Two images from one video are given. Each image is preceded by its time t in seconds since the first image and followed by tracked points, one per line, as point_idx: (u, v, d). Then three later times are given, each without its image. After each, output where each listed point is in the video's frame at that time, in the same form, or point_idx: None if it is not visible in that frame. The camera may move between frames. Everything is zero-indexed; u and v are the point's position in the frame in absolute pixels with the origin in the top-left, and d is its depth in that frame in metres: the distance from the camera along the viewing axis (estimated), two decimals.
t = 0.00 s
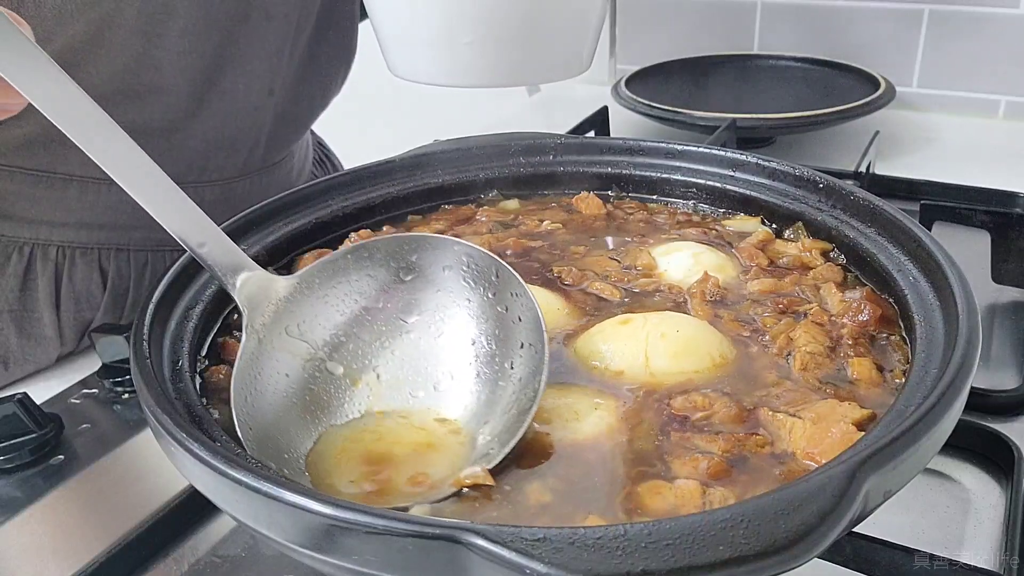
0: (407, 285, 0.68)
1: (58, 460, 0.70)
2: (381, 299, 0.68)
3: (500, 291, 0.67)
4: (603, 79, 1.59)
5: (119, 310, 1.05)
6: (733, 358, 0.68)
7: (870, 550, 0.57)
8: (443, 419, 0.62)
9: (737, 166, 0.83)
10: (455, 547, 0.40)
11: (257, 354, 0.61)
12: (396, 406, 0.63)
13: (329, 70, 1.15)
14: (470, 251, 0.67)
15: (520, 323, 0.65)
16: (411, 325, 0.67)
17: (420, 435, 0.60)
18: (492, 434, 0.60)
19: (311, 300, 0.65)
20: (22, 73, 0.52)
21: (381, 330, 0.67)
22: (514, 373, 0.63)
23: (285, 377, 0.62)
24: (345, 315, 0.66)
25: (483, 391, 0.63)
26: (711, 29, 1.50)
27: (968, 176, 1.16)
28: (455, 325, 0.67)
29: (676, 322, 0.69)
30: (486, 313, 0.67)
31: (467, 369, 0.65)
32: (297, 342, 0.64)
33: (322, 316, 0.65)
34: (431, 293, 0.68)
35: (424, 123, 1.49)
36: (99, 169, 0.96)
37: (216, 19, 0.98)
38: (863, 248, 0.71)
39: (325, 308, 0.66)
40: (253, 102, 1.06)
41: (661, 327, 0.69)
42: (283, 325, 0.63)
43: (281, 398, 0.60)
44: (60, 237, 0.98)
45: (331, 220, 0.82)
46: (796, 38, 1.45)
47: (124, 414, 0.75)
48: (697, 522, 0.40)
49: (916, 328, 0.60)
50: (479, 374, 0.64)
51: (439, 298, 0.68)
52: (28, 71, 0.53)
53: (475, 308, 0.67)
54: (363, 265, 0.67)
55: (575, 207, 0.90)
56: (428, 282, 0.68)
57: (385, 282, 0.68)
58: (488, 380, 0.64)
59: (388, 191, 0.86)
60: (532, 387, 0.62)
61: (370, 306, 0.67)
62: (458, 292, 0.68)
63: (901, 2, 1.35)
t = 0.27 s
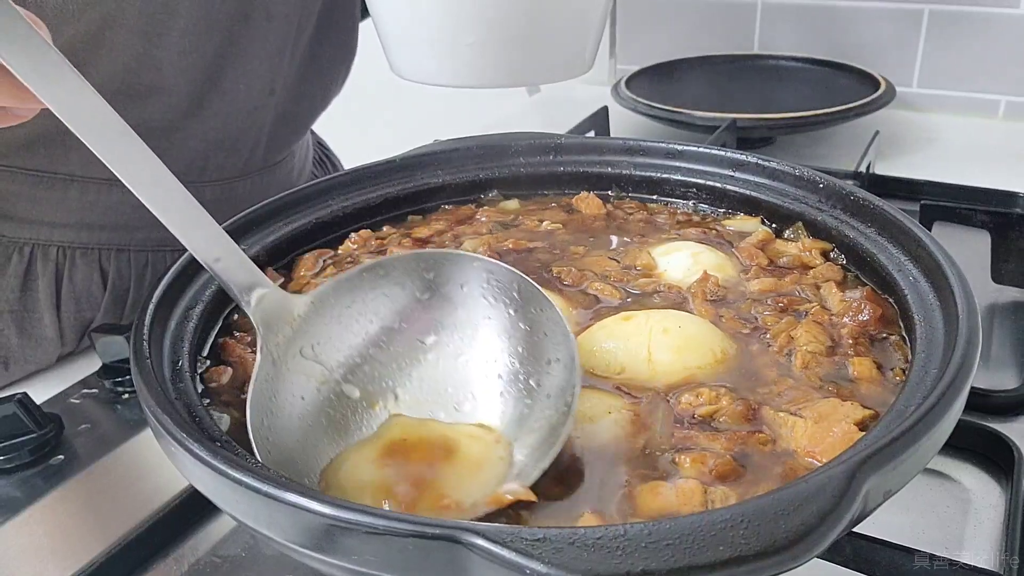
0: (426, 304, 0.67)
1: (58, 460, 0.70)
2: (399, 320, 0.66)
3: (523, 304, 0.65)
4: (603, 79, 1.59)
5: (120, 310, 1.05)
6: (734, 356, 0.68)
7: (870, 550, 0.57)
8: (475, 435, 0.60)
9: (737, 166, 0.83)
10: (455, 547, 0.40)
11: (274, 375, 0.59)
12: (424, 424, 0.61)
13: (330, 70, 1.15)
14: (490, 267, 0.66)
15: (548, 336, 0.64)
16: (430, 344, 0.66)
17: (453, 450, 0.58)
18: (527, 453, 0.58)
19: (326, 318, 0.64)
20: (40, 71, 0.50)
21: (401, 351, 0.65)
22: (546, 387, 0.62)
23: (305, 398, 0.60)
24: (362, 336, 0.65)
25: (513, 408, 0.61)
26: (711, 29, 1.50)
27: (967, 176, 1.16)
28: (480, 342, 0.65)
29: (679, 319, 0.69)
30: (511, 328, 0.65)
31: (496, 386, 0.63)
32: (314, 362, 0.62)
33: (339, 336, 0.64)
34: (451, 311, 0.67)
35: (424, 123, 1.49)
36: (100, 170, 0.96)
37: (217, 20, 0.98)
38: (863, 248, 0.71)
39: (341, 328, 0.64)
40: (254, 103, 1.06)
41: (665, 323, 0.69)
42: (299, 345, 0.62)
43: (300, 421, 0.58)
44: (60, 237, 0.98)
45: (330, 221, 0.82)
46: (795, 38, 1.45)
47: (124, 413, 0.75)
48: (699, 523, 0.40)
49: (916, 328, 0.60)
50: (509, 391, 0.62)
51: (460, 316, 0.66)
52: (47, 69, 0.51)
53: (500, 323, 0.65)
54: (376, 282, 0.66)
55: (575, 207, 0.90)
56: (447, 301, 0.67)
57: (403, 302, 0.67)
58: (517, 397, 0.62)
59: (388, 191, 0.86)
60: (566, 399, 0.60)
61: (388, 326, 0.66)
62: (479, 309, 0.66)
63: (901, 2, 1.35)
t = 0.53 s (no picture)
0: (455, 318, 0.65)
1: (58, 460, 0.70)
2: (427, 334, 0.64)
3: (556, 317, 0.64)
4: (603, 79, 1.59)
5: (120, 310, 1.05)
6: (735, 355, 0.68)
7: (870, 551, 0.57)
8: (510, 450, 0.58)
9: (737, 166, 0.83)
10: (455, 547, 0.40)
11: (297, 391, 0.58)
12: (455, 439, 0.59)
13: (330, 71, 1.15)
14: (520, 281, 0.65)
15: (584, 350, 0.62)
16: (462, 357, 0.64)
17: (489, 467, 0.56)
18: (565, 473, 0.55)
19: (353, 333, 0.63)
20: (67, 69, 0.48)
21: (429, 365, 0.63)
22: (584, 403, 0.59)
23: (331, 414, 0.58)
24: (389, 351, 0.63)
25: (550, 423, 0.59)
26: (711, 29, 1.50)
27: (968, 176, 1.16)
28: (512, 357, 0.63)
29: (681, 317, 0.69)
30: (544, 341, 0.63)
31: (532, 401, 0.60)
32: (339, 378, 0.61)
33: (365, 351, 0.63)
34: (481, 324, 0.65)
35: (424, 123, 1.49)
36: (101, 170, 0.96)
37: (218, 20, 0.98)
38: (863, 248, 0.71)
39: (367, 343, 0.63)
40: (254, 103, 1.06)
41: (667, 319, 0.69)
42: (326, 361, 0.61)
43: (326, 437, 0.57)
44: (61, 237, 0.98)
45: (331, 221, 0.83)
46: (796, 38, 1.45)
47: (124, 413, 0.75)
48: (699, 523, 0.40)
49: (916, 329, 0.60)
50: (545, 408, 0.60)
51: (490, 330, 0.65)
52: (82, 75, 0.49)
53: (533, 337, 0.63)
54: (403, 296, 0.65)
55: (575, 207, 0.90)
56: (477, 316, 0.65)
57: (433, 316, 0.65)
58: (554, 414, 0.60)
59: (388, 192, 0.86)
60: (605, 417, 0.58)
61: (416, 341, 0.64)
62: (509, 322, 0.64)
63: (901, 2, 1.35)
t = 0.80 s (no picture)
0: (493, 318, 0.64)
1: (58, 460, 0.69)
2: (466, 334, 0.64)
3: (598, 317, 0.63)
4: (603, 79, 1.59)
5: (121, 310, 1.05)
6: (739, 353, 0.68)
7: (871, 551, 0.57)
8: (556, 455, 0.57)
9: (737, 166, 0.83)
10: (455, 547, 0.40)
11: (339, 393, 0.57)
12: (497, 441, 0.58)
13: (330, 71, 1.15)
14: (560, 279, 0.65)
15: (630, 351, 0.61)
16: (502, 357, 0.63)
17: (540, 472, 0.55)
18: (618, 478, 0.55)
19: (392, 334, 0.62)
20: (88, 67, 0.47)
21: (468, 365, 0.62)
22: (634, 406, 0.59)
23: (373, 416, 0.58)
24: (430, 351, 0.63)
25: (600, 425, 0.58)
26: (711, 29, 1.50)
27: (968, 176, 1.16)
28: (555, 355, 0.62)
29: (685, 314, 0.69)
30: (586, 341, 0.62)
31: (579, 403, 0.60)
32: (377, 379, 0.60)
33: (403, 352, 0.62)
34: (521, 322, 0.64)
35: (425, 124, 1.49)
36: (101, 169, 0.97)
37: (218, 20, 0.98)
38: (863, 248, 0.71)
39: (408, 345, 0.63)
40: (254, 103, 1.06)
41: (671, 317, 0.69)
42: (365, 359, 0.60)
43: (366, 440, 0.56)
44: (61, 237, 0.98)
45: (330, 221, 0.83)
46: (796, 38, 1.45)
47: (124, 414, 0.75)
48: (699, 523, 0.40)
49: (916, 329, 0.60)
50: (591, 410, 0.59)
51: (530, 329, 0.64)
52: (99, 70, 0.47)
53: (576, 339, 0.63)
54: (440, 296, 0.65)
55: (575, 207, 0.90)
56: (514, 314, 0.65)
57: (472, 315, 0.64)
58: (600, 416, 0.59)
59: (388, 192, 0.86)
60: (655, 419, 0.57)
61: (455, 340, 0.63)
62: (550, 321, 0.64)
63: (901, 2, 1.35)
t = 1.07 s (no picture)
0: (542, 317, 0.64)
1: (58, 460, 0.70)
2: (523, 333, 0.63)
3: (655, 310, 0.63)
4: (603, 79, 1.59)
5: (121, 309, 1.06)
6: (740, 351, 0.68)
7: (871, 551, 0.57)
8: (623, 454, 0.58)
9: (736, 166, 0.83)
10: (456, 546, 0.40)
11: (403, 399, 0.57)
12: (562, 442, 0.58)
13: (329, 71, 1.16)
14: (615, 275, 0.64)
15: (691, 342, 0.60)
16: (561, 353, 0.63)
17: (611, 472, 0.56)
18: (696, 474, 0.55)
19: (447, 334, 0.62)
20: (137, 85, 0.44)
21: (528, 367, 0.62)
22: (704, 399, 0.58)
23: (438, 422, 0.58)
24: (489, 352, 0.62)
25: (668, 420, 0.58)
26: (711, 29, 1.50)
27: (968, 177, 1.16)
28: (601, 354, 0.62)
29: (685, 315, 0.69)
30: (645, 335, 0.62)
31: (647, 401, 0.60)
32: (438, 383, 0.60)
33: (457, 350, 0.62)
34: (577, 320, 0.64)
35: (425, 124, 1.49)
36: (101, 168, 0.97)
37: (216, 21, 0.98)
38: (863, 248, 0.71)
39: (464, 347, 0.62)
40: (253, 103, 1.06)
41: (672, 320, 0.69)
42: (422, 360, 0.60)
43: (435, 443, 0.56)
44: (61, 237, 0.98)
45: (329, 221, 0.83)
46: (795, 38, 1.45)
47: (124, 414, 0.75)
48: (698, 523, 0.40)
49: (915, 329, 0.60)
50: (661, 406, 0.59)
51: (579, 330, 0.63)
52: (127, 71, 0.43)
53: (634, 332, 0.62)
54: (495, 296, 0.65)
55: (575, 207, 0.90)
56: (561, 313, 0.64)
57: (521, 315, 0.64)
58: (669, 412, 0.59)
59: (388, 192, 0.86)
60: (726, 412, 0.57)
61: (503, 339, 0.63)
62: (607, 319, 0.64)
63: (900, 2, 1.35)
